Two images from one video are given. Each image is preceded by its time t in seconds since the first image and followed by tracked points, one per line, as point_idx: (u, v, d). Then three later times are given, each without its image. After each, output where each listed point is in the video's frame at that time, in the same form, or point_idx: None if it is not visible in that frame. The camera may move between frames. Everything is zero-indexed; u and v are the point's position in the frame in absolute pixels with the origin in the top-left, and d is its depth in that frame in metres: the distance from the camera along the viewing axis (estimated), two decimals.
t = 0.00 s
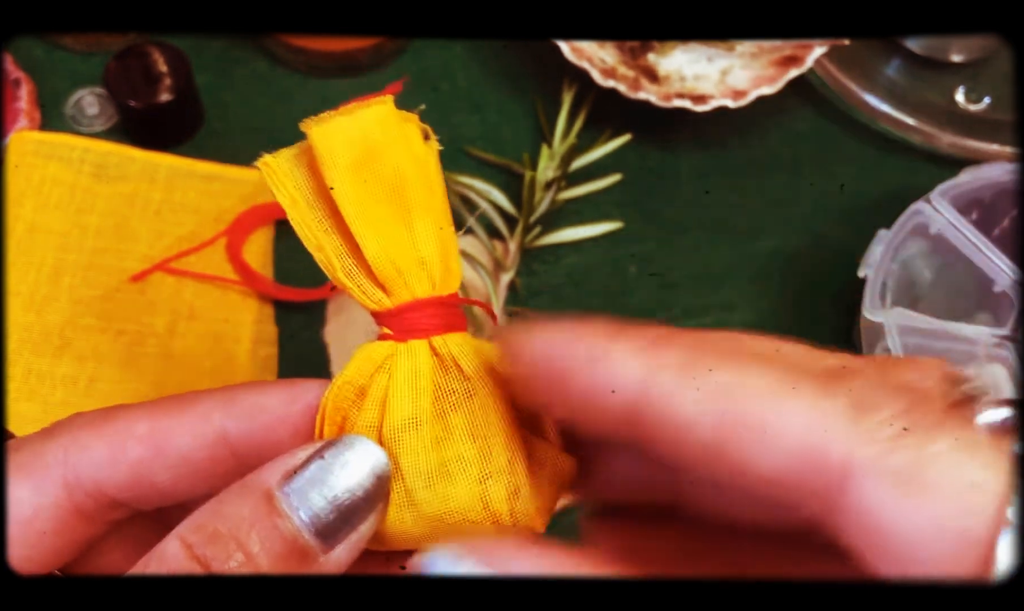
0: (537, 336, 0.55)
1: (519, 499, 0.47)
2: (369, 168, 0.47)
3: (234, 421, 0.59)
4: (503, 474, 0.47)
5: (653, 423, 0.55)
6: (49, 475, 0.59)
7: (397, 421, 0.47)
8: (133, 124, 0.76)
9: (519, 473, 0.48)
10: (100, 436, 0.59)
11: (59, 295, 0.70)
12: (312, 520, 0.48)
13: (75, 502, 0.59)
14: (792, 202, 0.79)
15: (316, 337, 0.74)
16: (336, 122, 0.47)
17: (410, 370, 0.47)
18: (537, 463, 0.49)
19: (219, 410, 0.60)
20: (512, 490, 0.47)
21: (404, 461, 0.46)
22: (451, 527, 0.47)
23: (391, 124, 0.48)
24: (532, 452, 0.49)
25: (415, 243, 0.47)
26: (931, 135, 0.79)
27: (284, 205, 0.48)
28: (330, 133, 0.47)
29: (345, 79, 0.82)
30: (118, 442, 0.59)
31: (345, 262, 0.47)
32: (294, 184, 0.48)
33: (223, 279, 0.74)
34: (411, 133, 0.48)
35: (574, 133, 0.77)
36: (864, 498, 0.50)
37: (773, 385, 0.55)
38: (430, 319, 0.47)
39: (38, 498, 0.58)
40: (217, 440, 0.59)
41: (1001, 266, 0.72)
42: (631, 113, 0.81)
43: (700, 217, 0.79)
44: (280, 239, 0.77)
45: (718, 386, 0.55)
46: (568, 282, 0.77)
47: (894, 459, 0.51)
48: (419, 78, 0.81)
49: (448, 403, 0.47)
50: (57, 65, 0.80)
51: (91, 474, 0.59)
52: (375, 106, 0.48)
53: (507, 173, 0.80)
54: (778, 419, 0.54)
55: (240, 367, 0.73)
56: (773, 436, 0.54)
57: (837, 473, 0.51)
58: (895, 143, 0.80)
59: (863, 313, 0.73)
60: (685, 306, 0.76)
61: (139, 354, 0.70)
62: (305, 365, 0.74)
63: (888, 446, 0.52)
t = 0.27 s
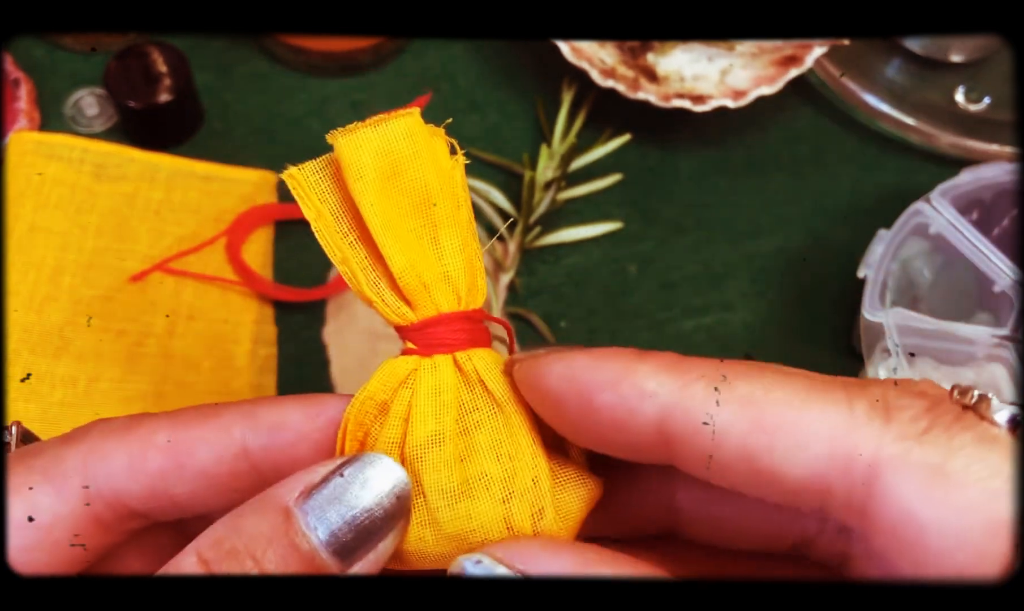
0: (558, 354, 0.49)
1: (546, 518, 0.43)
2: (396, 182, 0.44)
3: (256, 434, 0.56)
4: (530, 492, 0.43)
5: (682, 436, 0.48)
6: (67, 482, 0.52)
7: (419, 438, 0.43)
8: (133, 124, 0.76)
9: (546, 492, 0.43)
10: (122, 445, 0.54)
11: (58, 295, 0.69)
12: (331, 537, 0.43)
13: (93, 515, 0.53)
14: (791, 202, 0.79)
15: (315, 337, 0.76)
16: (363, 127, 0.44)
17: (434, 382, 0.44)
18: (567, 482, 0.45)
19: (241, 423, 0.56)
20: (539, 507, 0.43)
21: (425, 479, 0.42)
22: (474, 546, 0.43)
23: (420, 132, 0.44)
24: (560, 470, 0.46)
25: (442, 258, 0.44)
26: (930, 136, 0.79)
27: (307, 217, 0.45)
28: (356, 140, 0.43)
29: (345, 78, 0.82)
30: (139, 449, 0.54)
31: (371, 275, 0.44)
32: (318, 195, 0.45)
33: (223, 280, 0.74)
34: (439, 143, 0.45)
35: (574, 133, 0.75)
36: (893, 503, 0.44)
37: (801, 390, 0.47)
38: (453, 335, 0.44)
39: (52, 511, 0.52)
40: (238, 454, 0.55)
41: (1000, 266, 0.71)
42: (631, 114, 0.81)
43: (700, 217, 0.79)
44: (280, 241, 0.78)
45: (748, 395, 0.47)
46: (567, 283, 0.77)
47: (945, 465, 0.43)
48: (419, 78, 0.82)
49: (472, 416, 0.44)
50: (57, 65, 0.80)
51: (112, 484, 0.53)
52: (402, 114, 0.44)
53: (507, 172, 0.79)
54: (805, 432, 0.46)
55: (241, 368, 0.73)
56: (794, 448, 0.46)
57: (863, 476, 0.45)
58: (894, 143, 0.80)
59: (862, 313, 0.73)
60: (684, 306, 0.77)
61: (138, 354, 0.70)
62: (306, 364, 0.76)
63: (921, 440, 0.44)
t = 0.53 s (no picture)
0: (574, 357, 0.49)
1: (564, 516, 0.44)
2: (406, 186, 0.44)
3: (267, 450, 0.55)
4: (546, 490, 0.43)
5: (697, 439, 0.48)
6: (75, 491, 0.53)
7: (432, 439, 0.43)
8: (133, 124, 0.76)
9: (562, 490, 0.44)
10: (131, 458, 0.54)
11: (58, 294, 0.69)
12: (339, 545, 0.43)
13: (101, 526, 0.54)
14: (792, 201, 0.79)
15: (315, 338, 0.75)
16: (372, 130, 0.44)
17: (448, 383, 0.44)
18: (581, 483, 0.46)
19: (253, 438, 0.55)
20: (556, 506, 0.43)
21: (440, 479, 0.43)
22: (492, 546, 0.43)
23: (429, 136, 0.45)
24: (574, 471, 0.46)
25: (452, 261, 0.44)
26: (930, 135, 0.79)
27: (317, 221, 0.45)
28: (366, 143, 0.43)
29: (345, 78, 0.81)
30: (149, 462, 0.54)
31: (383, 279, 0.44)
32: (329, 200, 0.45)
33: (223, 280, 0.74)
34: (448, 149, 0.45)
35: (574, 133, 0.76)
36: (913, 503, 0.43)
37: (814, 393, 0.47)
38: (465, 336, 0.45)
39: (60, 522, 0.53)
40: (250, 471, 0.55)
41: (1001, 266, 0.72)
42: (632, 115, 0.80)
43: (700, 217, 0.79)
44: (280, 241, 0.78)
45: (762, 400, 0.46)
46: (567, 283, 0.77)
47: (962, 460, 0.43)
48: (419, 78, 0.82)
49: (485, 417, 0.45)
50: (57, 65, 0.80)
51: (120, 497, 0.53)
52: (411, 118, 0.44)
53: (507, 172, 0.79)
54: (821, 430, 0.45)
55: (241, 368, 0.73)
56: (811, 450, 0.45)
57: (884, 476, 0.44)
58: (895, 143, 0.80)
59: (862, 313, 0.72)
60: (683, 306, 0.77)
61: (138, 354, 0.70)
62: (306, 364, 0.76)
63: (935, 440, 0.44)
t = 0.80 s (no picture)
0: (595, 354, 0.49)
1: (577, 527, 0.43)
2: (423, 192, 0.44)
3: (280, 448, 0.56)
4: (560, 501, 0.43)
5: (726, 431, 0.48)
6: (83, 488, 0.51)
7: (444, 446, 0.43)
8: (133, 124, 0.76)
9: (576, 501, 0.43)
10: (140, 456, 0.53)
11: (58, 295, 0.69)
12: (349, 560, 0.42)
13: (107, 522, 0.52)
14: (792, 201, 0.79)
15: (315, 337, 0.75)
16: (389, 135, 0.44)
17: (460, 391, 0.44)
18: (600, 491, 0.44)
19: (266, 436, 0.56)
20: (569, 517, 0.43)
21: (452, 487, 0.42)
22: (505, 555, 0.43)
23: (447, 143, 0.44)
24: (592, 479, 0.44)
25: (469, 269, 0.44)
26: (930, 135, 0.79)
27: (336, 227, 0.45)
28: (383, 148, 0.43)
29: (345, 78, 0.81)
30: (159, 458, 0.54)
31: (399, 285, 0.44)
32: (348, 206, 0.45)
33: (224, 280, 0.74)
34: (466, 156, 0.45)
35: (574, 133, 0.75)
36: (945, 489, 0.44)
37: (844, 383, 0.47)
38: (479, 343, 0.44)
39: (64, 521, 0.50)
40: (262, 468, 0.56)
41: (1001, 266, 0.72)
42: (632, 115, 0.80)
43: (700, 217, 0.79)
44: (280, 241, 0.78)
45: (796, 387, 0.47)
46: (567, 283, 0.77)
47: (993, 448, 0.44)
48: (419, 78, 0.82)
49: (499, 426, 0.44)
50: (57, 65, 0.80)
51: (129, 494, 0.52)
52: (430, 124, 0.44)
53: (507, 172, 0.79)
54: (854, 419, 0.46)
55: (241, 368, 0.73)
56: (843, 439, 0.46)
57: (917, 463, 0.45)
58: (895, 143, 0.80)
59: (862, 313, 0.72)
60: (684, 306, 0.77)
61: (138, 354, 0.70)
62: (306, 365, 0.76)
63: (967, 428, 0.45)
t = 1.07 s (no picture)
0: (641, 337, 0.51)
1: (609, 506, 0.43)
2: (464, 167, 0.45)
3: (233, 388, 0.56)
4: (593, 480, 0.43)
5: (768, 415, 0.49)
6: (38, 461, 0.52)
7: (480, 421, 0.43)
8: (133, 124, 0.76)
9: (609, 480, 0.43)
10: (91, 419, 0.53)
11: (59, 295, 0.70)
12: (323, 560, 0.43)
13: (68, 490, 0.53)
14: (792, 201, 0.79)
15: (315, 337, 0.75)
16: (435, 112, 0.45)
17: (496, 369, 0.45)
18: (633, 473, 0.45)
19: (214, 377, 0.56)
20: (602, 497, 0.43)
21: (487, 462, 0.42)
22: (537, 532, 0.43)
23: (491, 122, 0.45)
24: (625, 462, 0.45)
25: (507, 247, 0.45)
26: (931, 135, 0.79)
27: (377, 200, 0.46)
28: (429, 124, 0.44)
29: (345, 78, 0.82)
30: (111, 420, 0.53)
31: (437, 261, 0.45)
32: (389, 180, 0.46)
33: (224, 280, 0.74)
34: (508, 136, 0.46)
35: (574, 133, 0.76)
36: (984, 478, 0.46)
37: (889, 372, 0.49)
38: (515, 322, 0.45)
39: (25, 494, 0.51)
40: (216, 408, 0.56)
41: (1001, 267, 0.72)
42: (633, 114, 0.81)
43: (700, 216, 0.79)
44: (280, 240, 0.77)
45: (840, 373, 0.49)
46: (567, 283, 0.77)
47: None
48: (419, 78, 0.82)
49: (533, 404, 0.45)
50: (57, 64, 0.80)
51: (88, 459, 0.53)
52: (474, 102, 0.45)
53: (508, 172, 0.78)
54: (900, 407, 0.47)
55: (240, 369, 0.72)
56: (884, 424, 0.47)
57: (957, 454, 0.47)
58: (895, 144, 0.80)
59: (862, 314, 0.72)
60: (684, 306, 0.77)
61: (138, 353, 0.70)
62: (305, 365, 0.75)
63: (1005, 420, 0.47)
